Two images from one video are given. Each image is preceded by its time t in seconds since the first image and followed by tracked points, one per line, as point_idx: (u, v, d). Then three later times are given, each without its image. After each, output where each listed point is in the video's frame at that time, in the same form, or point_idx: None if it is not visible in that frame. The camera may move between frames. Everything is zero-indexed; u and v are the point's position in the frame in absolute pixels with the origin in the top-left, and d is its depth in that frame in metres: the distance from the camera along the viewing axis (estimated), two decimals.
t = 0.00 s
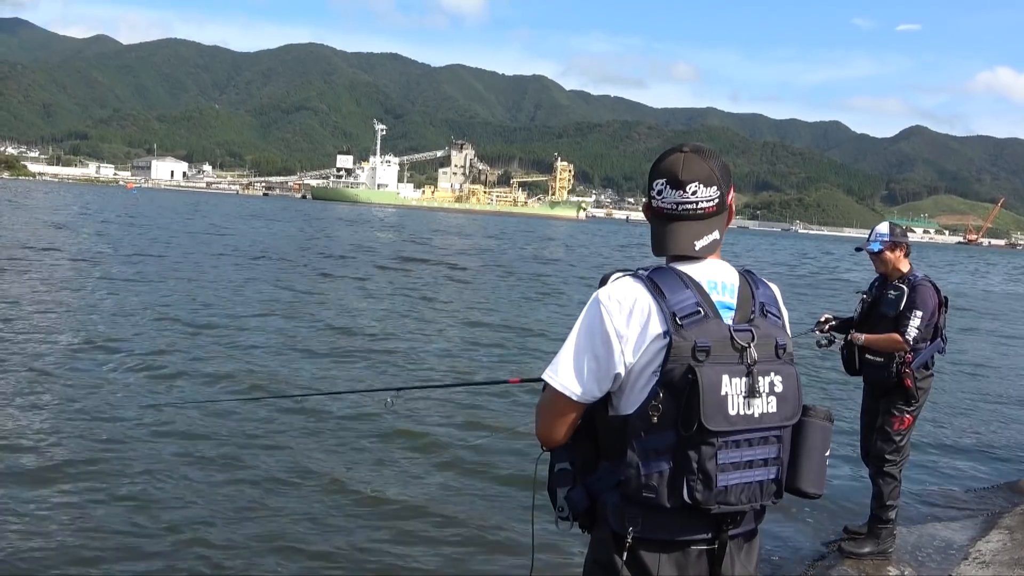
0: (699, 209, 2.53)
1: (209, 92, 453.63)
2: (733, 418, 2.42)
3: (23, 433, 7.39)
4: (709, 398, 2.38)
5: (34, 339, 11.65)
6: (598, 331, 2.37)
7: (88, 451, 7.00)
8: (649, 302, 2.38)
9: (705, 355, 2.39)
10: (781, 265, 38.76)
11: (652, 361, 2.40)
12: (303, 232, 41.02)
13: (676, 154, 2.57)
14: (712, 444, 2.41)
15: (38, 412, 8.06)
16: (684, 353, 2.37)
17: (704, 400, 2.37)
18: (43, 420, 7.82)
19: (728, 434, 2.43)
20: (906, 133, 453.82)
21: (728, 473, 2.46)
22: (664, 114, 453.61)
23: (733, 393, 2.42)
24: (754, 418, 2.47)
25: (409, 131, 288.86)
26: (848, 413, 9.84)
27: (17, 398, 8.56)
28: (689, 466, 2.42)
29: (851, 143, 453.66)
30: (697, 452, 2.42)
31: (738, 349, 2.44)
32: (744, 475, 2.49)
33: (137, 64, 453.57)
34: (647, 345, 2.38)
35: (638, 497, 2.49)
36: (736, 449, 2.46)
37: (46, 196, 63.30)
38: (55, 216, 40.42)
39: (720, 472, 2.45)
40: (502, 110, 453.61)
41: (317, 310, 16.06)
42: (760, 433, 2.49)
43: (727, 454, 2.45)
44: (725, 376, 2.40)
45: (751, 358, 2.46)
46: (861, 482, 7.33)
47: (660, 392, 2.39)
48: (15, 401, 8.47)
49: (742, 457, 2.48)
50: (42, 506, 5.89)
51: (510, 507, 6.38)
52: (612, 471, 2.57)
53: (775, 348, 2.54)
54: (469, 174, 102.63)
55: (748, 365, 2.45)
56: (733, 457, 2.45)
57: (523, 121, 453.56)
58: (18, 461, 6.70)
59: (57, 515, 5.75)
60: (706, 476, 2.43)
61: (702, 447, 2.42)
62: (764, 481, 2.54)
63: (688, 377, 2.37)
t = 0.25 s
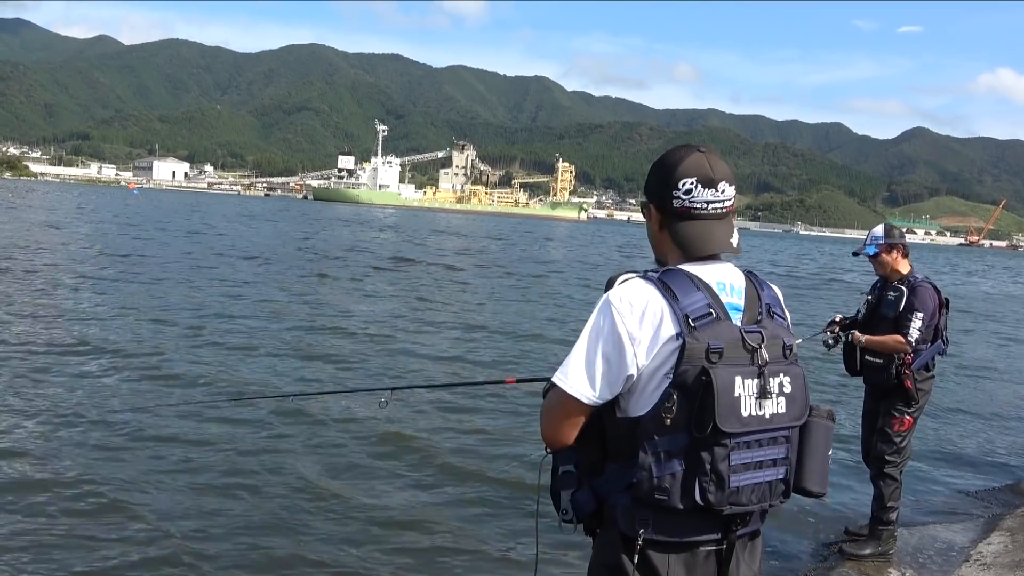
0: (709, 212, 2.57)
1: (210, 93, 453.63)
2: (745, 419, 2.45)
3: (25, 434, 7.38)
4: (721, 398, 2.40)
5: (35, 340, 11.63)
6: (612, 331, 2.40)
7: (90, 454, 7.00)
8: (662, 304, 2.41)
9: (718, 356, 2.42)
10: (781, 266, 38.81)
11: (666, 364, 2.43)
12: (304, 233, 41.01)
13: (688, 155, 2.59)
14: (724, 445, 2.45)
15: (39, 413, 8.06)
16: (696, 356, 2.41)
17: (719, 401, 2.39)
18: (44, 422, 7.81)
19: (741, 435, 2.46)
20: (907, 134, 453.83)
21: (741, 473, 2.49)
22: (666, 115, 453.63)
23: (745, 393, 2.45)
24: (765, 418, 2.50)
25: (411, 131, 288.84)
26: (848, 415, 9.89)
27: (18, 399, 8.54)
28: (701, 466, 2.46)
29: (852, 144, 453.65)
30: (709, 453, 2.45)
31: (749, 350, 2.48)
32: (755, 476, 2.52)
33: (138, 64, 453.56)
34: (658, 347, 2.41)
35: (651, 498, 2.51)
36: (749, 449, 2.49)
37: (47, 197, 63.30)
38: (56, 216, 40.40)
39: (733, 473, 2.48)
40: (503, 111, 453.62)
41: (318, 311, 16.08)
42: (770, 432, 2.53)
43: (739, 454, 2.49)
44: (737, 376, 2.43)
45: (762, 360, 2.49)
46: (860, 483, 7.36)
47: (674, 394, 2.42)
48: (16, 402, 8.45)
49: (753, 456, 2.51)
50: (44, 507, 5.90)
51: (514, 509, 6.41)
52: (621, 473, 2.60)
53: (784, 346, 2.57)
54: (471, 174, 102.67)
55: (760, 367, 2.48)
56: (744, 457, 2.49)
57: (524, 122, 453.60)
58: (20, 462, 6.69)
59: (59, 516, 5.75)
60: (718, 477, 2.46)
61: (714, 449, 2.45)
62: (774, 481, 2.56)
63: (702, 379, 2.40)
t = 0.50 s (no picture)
0: (716, 214, 2.59)
1: (212, 93, 453.60)
2: (754, 419, 2.47)
3: (24, 436, 7.38)
4: (731, 400, 2.42)
5: (35, 341, 11.63)
6: (620, 333, 2.41)
7: (90, 456, 6.97)
8: (670, 307, 2.43)
9: (727, 357, 2.44)
10: (782, 267, 38.82)
11: (674, 364, 2.45)
12: (304, 234, 40.97)
13: (692, 155, 2.61)
14: (733, 445, 2.47)
15: (40, 415, 8.06)
16: (706, 357, 2.42)
17: (728, 404, 2.41)
18: (45, 423, 7.80)
19: (748, 436, 2.48)
20: (908, 135, 453.93)
21: (748, 474, 2.51)
22: (667, 116, 453.60)
23: (753, 396, 2.47)
24: (772, 420, 2.52)
25: (412, 131, 288.90)
26: (852, 417, 9.88)
27: (17, 400, 8.52)
28: (710, 468, 2.47)
29: (853, 145, 453.63)
30: (718, 454, 2.47)
31: (756, 352, 2.49)
32: (763, 476, 2.54)
33: (139, 65, 453.53)
34: (666, 349, 2.43)
35: (658, 501, 2.53)
36: (757, 450, 2.51)
37: (47, 198, 63.26)
38: (56, 217, 40.36)
39: (741, 475, 2.50)
40: (504, 112, 453.60)
41: (320, 312, 16.08)
42: (778, 432, 2.55)
43: (748, 454, 2.50)
44: (745, 379, 2.45)
45: (769, 362, 2.51)
46: (863, 485, 7.36)
47: (681, 397, 2.44)
48: (16, 403, 8.44)
49: (762, 457, 2.53)
50: (44, 506, 5.89)
51: (515, 507, 6.41)
52: (630, 475, 2.60)
53: (788, 347, 2.60)
54: (471, 175, 102.71)
55: (768, 368, 2.50)
56: (751, 458, 2.51)
57: (525, 123, 453.66)
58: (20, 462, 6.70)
59: (60, 515, 5.74)
60: (726, 478, 2.48)
61: (724, 450, 2.46)
62: (781, 482, 2.58)
63: (710, 380, 2.42)
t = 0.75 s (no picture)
0: (717, 216, 2.59)
1: (213, 94, 453.64)
2: (755, 422, 2.47)
3: (23, 437, 7.36)
4: (733, 402, 2.41)
5: (34, 342, 11.60)
6: (620, 335, 2.40)
7: (90, 455, 6.96)
8: (671, 309, 2.42)
9: (728, 359, 2.44)
10: (783, 267, 38.85)
11: (675, 367, 2.44)
12: (305, 235, 40.96)
13: (693, 157, 2.61)
14: (734, 449, 2.46)
15: (37, 415, 8.04)
16: (707, 358, 2.42)
17: (731, 404, 2.40)
18: (41, 423, 7.77)
19: (749, 439, 2.48)
20: (909, 136, 453.87)
21: (750, 477, 2.51)
22: (667, 116, 453.68)
23: (754, 398, 2.47)
24: (773, 421, 2.52)
25: (413, 132, 289.03)
26: (854, 418, 9.88)
27: (15, 401, 8.50)
28: (711, 471, 2.47)
29: (854, 146, 453.68)
30: (719, 456, 2.47)
31: (757, 354, 2.49)
32: (765, 478, 2.53)
33: (140, 66, 453.57)
34: (667, 352, 2.42)
35: (659, 504, 2.52)
36: (758, 452, 2.51)
37: (49, 199, 63.30)
38: (57, 218, 40.35)
39: (744, 477, 2.49)
40: (505, 112, 453.66)
41: (321, 313, 16.09)
42: (779, 435, 2.54)
43: (750, 457, 2.50)
44: (748, 380, 2.44)
45: (770, 362, 2.51)
46: (864, 486, 7.36)
47: (682, 398, 2.44)
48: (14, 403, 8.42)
49: (763, 460, 2.52)
50: (41, 504, 5.86)
51: (516, 506, 6.41)
52: (631, 478, 2.60)
53: (789, 349, 2.60)
54: (472, 176, 102.72)
55: (769, 369, 2.50)
56: (753, 459, 2.50)
57: (526, 124, 453.78)
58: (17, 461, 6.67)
59: (55, 514, 5.71)
60: (728, 480, 2.48)
61: (725, 452, 2.46)
62: (781, 483, 2.58)
63: (712, 382, 2.41)
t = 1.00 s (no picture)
0: (716, 218, 2.58)
1: (214, 95, 453.60)
2: (753, 423, 2.45)
3: (23, 438, 7.35)
4: (731, 402, 2.40)
5: (32, 343, 11.57)
6: (617, 336, 2.39)
7: (84, 458, 6.93)
8: (668, 309, 2.41)
9: (724, 360, 2.43)
10: (785, 268, 38.85)
11: (671, 368, 2.43)
12: (306, 236, 40.91)
13: (693, 157, 2.60)
14: (731, 450, 2.45)
15: (33, 418, 8.00)
16: (704, 359, 2.41)
17: (727, 406, 2.39)
18: (37, 426, 7.75)
19: (746, 440, 2.46)
20: (910, 137, 453.75)
21: (746, 479, 2.49)
22: (669, 117, 453.63)
23: (754, 398, 2.45)
24: (773, 422, 2.50)
25: (414, 133, 288.96)
26: (856, 418, 9.86)
27: (11, 403, 8.47)
28: (708, 472, 2.46)
29: (855, 146, 453.64)
30: (717, 458, 2.46)
31: (755, 354, 2.48)
32: (762, 481, 2.52)
33: (142, 67, 453.63)
34: (665, 354, 2.41)
35: (656, 506, 2.51)
36: (755, 452, 2.50)
37: (51, 200, 63.33)
38: (57, 219, 40.28)
39: (740, 477, 2.49)
40: (506, 113, 453.65)
41: (322, 313, 16.07)
42: (777, 436, 2.53)
43: (749, 456, 2.49)
44: (745, 380, 2.43)
45: (769, 361, 2.50)
46: (865, 486, 7.34)
47: (680, 399, 2.43)
48: (10, 406, 8.38)
49: (759, 461, 2.51)
50: (36, 509, 5.84)
51: (514, 509, 6.38)
52: (628, 478, 2.57)
53: (787, 350, 2.58)
54: (474, 177, 102.65)
55: (767, 368, 2.49)
56: (751, 460, 2.49)
57: (528, 125, 453.75)
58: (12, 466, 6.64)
59: (49, 519, 5.69)
60: (724, 482, 2.47)
61: (722, 452, 2.45)
62: (781, 484, 2.57)
63: (708, 384, 2.40)
